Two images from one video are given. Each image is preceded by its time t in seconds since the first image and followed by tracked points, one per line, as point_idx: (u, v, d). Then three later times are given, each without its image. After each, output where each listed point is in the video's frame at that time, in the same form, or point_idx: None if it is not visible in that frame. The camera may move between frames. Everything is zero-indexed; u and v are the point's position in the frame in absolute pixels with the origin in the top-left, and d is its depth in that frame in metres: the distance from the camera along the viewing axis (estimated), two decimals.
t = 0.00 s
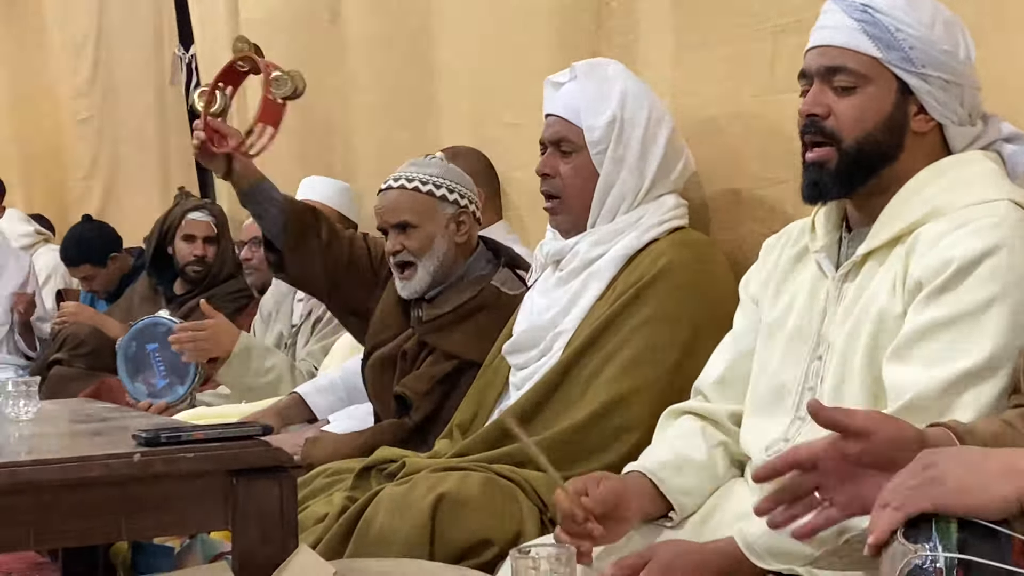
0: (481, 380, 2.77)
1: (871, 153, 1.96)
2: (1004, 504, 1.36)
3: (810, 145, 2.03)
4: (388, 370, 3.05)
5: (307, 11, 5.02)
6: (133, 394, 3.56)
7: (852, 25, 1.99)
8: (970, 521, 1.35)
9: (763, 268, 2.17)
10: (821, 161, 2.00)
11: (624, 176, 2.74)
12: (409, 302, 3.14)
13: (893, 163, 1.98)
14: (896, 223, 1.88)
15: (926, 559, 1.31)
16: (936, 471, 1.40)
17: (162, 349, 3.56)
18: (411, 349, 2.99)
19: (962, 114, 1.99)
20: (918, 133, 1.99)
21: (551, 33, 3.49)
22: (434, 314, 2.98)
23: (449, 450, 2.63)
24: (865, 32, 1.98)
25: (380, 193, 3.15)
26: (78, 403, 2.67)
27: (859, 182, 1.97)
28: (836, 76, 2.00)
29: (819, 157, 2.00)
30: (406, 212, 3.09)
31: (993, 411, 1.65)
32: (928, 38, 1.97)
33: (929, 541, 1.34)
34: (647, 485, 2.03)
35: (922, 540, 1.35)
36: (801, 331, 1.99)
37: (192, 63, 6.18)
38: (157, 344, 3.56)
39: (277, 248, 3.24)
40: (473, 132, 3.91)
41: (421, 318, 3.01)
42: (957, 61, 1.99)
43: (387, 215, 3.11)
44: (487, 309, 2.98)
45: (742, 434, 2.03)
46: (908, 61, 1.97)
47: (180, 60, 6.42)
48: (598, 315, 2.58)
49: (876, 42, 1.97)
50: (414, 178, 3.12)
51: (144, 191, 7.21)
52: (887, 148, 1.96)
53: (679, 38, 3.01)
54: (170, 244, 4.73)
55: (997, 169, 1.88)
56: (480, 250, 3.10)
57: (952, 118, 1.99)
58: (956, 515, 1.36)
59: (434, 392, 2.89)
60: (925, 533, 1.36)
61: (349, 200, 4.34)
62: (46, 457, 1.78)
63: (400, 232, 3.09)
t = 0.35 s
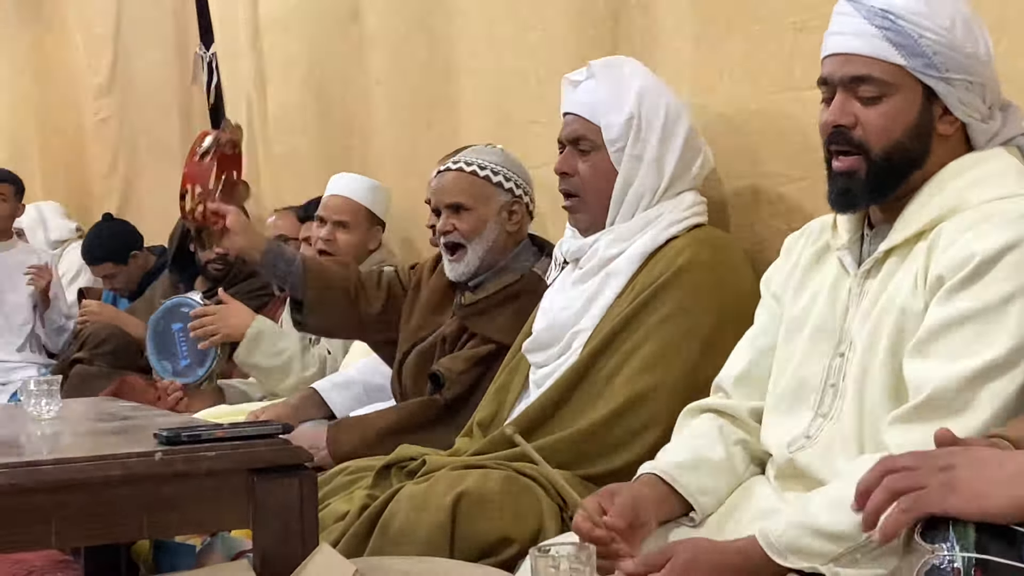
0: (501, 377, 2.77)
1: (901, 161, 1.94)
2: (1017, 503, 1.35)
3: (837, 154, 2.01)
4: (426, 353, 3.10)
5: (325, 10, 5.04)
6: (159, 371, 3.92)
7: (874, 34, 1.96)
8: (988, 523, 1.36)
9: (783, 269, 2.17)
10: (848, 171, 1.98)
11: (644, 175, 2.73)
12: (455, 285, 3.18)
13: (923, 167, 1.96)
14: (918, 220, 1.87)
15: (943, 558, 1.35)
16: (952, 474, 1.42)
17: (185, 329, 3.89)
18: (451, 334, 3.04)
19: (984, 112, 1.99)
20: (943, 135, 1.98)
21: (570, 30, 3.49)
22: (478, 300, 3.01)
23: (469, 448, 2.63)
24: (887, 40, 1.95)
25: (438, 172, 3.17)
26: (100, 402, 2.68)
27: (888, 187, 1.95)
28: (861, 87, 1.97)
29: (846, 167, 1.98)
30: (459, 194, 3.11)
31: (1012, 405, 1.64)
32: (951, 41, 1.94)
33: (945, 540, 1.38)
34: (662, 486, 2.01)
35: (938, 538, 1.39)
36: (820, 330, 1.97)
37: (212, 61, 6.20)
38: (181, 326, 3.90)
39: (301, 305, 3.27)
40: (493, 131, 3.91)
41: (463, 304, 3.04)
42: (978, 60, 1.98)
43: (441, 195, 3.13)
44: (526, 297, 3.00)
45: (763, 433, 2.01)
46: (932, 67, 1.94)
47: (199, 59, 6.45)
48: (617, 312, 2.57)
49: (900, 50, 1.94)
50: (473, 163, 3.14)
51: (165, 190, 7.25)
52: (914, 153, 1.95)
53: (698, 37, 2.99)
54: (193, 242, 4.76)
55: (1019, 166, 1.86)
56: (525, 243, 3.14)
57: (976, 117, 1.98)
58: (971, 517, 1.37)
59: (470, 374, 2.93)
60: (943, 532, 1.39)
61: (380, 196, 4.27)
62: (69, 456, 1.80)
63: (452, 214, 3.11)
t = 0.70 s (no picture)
0: (521, 375, 2.76)
1: (904, 168, 1.91)
2: None
3: (841, 171, 1.97)
4: (471, 344, 3.08)
5: (345, 8, 5.05)
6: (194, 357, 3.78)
7: (856, 48, 1.94)
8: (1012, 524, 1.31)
9: (800, 273, 2.15)
10: (855, 185, 1.93)
11: (662, 173, 2.72)
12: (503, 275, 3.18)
13: (928, 168, 1.92)
14: (932, 218, 1.84)
15: (964, 556, 1.29)
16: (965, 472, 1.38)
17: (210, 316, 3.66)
18: (498, 320, 3.04)
19: (981, 103, 1.95)
20: (942, 134, 1.94)
21: (588, 27, 3.47)
22: (530, 283, 3.02)
23: (489, 446, 2.63)
24: (871, 53, 1.93)
25: (499, 161, 3.21)
26: (121, 401, 2.69)
27: (900, 193, 1.91)
28: (853, 102, 1.95)
29: (853, 180, 1.93)
30: (515, 183, 3.14)
31: None
32: (934, 42, 1.91)
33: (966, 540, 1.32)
34: (674, 459, 1.99)
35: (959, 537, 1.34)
36: (839, 331, 1.96)
37: (233, 60, 6.22)
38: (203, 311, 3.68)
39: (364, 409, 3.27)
40: (511, 130, 3.90)
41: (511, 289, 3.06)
42: (967, 55, 1.94)
43: (496, 184, 3.17)
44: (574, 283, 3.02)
45: (783, 435, 1.99)
46: (920, 71, 1.91)
47: (220, 58, 6.47)
48: (637, 311, 2.55)
49: (884, 61, 1.92)
50: (531, 155, 3.17)
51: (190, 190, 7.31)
52: (917, 158, 1.91)
53: (716, 36, 2.98)
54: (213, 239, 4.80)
55: None
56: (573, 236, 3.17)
57: (973, 110, 1.94)
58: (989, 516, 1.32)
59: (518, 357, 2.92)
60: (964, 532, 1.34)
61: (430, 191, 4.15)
62: (90, 455, 1.79)
63: (506, 202, 3.13)
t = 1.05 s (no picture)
0: (540, 374, 2.75)
1: (899, 169, 1.92)
2: None
3: (841, 179, 1.99)
4: (498, 343, 3.06)
5: (363, 7, 5.05)
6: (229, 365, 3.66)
7: (837, 57, 1.98)
8: None
9: (812, 274, 2.14)
10: (855, 193, 1.95)
11: (682, 170, 2.70)
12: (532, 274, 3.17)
13: (924, 167, 1.94)
14: (940, 215, 1.84)
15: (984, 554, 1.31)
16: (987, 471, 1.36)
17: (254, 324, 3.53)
18: (527, 320, 3.04)
19: (971, 97, 1.97)
20: (935, 131, 1.96)
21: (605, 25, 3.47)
22: (562, 281, 3.01)
23: (510, 445, 2.62)
24: (853, 60, 1.96)
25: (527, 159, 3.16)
26: (141, 400, 2.70)
27: (899, 198, 1.93)
28: (841, 110, 1.97)
29: (852, 188, 1.95)
30: (544, 182, 3.09)
31: None
32: (914, 42, 1.93)
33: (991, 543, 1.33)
34: (695, 487, 2.00)
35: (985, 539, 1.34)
36: (852, 333, 1.94)
37: (252, 59, 6.24)
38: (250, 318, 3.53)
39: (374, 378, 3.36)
40: (528, 128, 3.91)
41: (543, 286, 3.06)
42: (951, 50, 1.96)
43: (525, 182, 3.13)
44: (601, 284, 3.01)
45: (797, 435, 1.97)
46: (904, 71, 1.93)
47: (240, 57, 6.49)
48: (656, 309, 2.54)
49: (866, 65, 1.95)
50: (560, 153, 3.12)
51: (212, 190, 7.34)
52: (912, 158, 1.93)
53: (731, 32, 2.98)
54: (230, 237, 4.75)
55: None
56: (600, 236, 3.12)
57: (965, 105, 1.96)
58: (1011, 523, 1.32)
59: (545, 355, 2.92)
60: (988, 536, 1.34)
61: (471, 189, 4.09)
62: (112, 454, 1.79)
63: (534, 201, 3.09)
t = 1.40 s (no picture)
0: (557, 371, 2.74)
1: (892, 163, 1.95)
2: None
3: (839, 176, 2.02)
4: (505, 340, 3.05)
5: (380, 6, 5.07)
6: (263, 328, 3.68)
7: (828, 55, 2.01)
8: None
9: (825, 272, 2.14)
10: (851, 187, 1.98)
11: (698, 171, 2.69)
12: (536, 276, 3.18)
13: (918, 161, 1.96)
14: (941, 212, 1.84)
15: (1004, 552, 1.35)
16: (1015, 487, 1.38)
17: (305, 299, 3.62)
18: (530, 322, 3.02)
19: (966, 92, 1.98)
20: (928, 125, 1.97)
21: (621, 22, 3.47)
22: (563, 283, 3.00)
23: (527, 442, 2.61)
24: (842, 57, 1.99)
25: (524, 161, 3.15)
26: (161, 397, 2.71)
27: (890, 191, 1.95)
28: (833, 106, 1.99)
29: (849, 183, 1.98)
30: (543, 183, 3.08)
31: None
32: (900, 37, 1.96)
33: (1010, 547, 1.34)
34: (713, 479, 1.98)
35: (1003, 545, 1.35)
36: (864, 331, 1.94)
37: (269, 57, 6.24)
38: (302, 293, 3.62)
39: (375, 284, 3.27)
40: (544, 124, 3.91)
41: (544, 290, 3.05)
42: (940, 45, 1.98)
43: (524, 183, 3.11)
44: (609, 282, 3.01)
45: (812, 433, 1.96)
46: (891, 66, 1.96)
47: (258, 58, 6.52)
48: (672, 306, 2.54)
49: (854, 61, 1.98)
50: (557, 153, 3.11)
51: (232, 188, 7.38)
52: (905, 151, 1.95)
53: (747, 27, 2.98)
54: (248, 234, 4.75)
55: None
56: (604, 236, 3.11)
57: (960, 99, 1.97)
58: None
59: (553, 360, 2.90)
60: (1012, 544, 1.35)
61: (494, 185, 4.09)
62: (132, 452, 1.80)
63: (534, 203, 3.08)
